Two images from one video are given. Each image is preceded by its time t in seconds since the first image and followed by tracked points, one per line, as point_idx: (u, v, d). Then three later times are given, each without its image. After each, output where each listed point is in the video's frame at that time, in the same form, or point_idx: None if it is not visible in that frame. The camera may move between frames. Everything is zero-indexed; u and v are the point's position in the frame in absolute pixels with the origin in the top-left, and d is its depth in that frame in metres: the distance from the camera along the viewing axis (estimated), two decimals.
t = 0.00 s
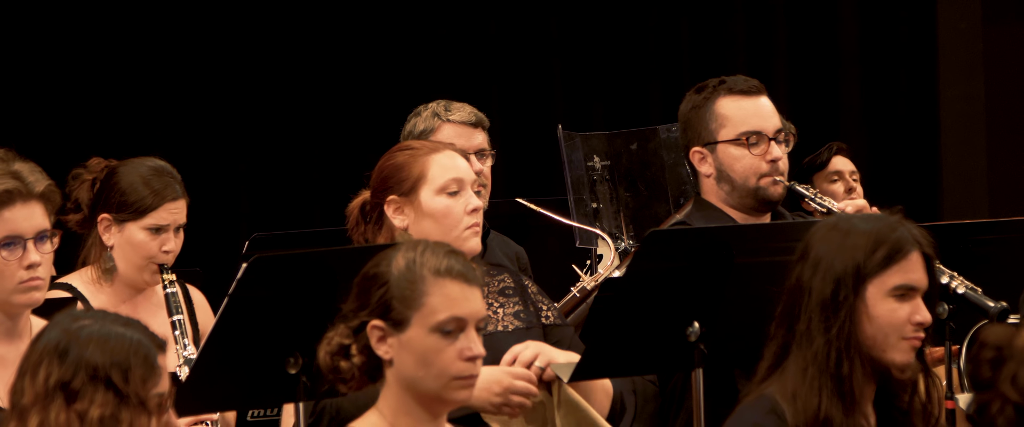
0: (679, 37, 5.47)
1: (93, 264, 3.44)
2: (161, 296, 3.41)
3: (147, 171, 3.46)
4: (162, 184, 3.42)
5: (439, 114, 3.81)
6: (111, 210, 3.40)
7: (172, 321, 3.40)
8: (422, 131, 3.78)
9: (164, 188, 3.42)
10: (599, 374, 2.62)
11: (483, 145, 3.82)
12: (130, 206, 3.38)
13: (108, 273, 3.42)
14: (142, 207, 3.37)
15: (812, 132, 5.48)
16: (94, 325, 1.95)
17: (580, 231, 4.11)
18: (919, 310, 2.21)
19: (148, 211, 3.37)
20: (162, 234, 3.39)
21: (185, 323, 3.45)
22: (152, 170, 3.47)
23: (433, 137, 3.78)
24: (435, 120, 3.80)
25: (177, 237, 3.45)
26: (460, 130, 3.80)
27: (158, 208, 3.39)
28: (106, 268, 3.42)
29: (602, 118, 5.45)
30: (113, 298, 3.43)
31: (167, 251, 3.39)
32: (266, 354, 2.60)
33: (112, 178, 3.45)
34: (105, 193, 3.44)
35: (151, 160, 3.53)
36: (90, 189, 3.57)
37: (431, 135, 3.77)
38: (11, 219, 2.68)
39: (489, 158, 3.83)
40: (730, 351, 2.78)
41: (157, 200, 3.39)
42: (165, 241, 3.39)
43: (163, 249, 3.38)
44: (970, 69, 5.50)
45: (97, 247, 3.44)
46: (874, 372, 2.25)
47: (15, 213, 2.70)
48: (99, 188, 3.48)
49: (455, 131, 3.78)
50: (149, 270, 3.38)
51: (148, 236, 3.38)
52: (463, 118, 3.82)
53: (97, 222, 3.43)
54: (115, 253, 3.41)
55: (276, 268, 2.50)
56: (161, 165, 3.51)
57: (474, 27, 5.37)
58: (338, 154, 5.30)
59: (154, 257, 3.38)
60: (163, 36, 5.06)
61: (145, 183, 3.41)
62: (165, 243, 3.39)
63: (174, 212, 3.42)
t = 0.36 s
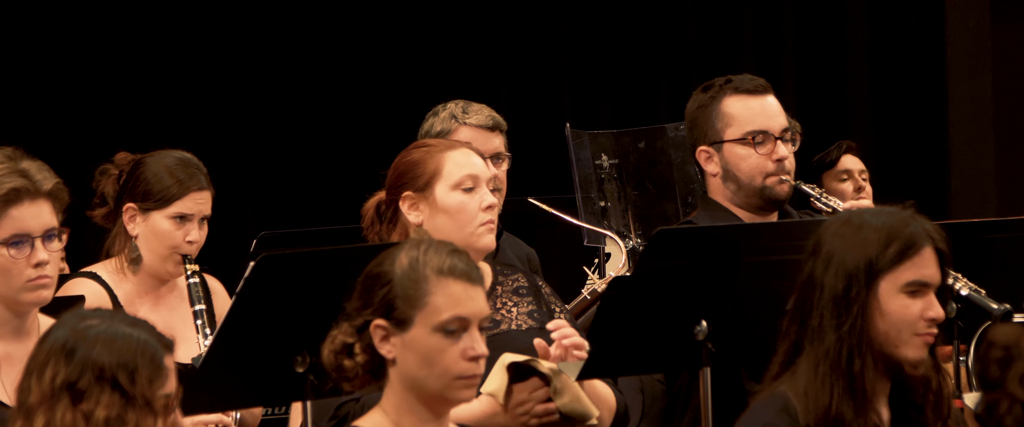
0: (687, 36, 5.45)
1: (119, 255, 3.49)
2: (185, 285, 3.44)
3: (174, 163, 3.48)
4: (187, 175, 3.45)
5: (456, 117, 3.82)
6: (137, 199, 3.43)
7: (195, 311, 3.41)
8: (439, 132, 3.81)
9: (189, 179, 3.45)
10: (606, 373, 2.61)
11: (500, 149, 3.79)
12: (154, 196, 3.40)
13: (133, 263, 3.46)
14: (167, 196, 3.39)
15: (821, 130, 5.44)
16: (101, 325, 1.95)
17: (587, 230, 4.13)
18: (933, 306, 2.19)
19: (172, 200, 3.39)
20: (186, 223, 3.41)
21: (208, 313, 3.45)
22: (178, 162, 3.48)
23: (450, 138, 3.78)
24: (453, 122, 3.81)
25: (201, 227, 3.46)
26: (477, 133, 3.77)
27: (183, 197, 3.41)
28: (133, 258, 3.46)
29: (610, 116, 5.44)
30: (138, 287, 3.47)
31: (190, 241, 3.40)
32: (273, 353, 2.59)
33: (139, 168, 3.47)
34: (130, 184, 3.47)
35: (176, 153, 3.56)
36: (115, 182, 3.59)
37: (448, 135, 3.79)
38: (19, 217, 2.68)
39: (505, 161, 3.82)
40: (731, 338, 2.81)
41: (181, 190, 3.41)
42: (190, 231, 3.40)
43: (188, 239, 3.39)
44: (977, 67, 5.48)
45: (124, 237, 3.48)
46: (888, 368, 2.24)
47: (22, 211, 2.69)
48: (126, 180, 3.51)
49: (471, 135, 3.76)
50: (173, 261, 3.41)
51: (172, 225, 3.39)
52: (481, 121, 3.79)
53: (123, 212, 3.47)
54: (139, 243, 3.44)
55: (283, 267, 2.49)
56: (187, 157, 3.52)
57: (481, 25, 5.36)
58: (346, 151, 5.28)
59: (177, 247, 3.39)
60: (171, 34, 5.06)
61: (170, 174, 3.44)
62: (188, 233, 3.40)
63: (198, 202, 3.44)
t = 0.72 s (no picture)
0: (695, 40, 5.45)
1: (134, 256, 3.43)
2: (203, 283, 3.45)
3: (183, 161, 3.43)
4: (198, 174, 3.40)
5: (483, 123, 3.78)
6: (150, 201, 3.37)
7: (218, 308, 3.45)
8: (464, 137, 3.77)
9: (200, 177, 3.40)
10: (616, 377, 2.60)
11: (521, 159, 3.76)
12: (167, 197, 3.35)
13: (149, 264, 3.41)
14: (181, 196, 3.34)
15: (830, 133, 5.46)
16: (107, 330, 1.95)
17: (597, 234, 4.18)
18: (976, 318, 2.16)
19: (187, 200, 3.34)
20: (202, 222, 3.36)
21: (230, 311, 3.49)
22: (187, 160, 3.44)
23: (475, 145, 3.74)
24: (479, 129, 3.76)
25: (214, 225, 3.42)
26: (501, 144, 3.74)
27: (198, 196, 3.36)
28: (149, 260, 3.40)
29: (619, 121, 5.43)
30: (153, 289, 3.43)
31: (207, 240, 3.36)
32: (281, 357, 2.59)
33: (147, 171, 3.41)
34: (140, 187, 3.41)
35: (183, 151, 3.50)
36: (122, 185, 3.51)
37: (473, 143, 3.75)
38: (29, 221, 2.68)
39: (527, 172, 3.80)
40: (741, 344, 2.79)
41: (195, 190, 3.37)
42: (206, 230, 3.36)
43: (205, 238, 3.34)
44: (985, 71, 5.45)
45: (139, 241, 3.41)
46: (926, 377, 2.21)
47: (33, 215, 2.70)
48: (133, 183, 3.45)
49: (495, 145, 3.74)
50: (190, 261, 3.35)
51: (188, 225, 3.34)
52: (507, 132, 3.77)
53: (135, 214, 3.40)
54: (154, 245, 3.38)
55: (292, 270, 2.48)
56: (195, 154, 3.47)
57: (489, 29, 5.36)
58: (355, 155, 5.29)
59: (194, 247, 3.34)
60: (179, 38, 5.06)
61: (181, 174, 3.38)
62: (205, 232, 3.36)
63: (213, 199, 3.40)
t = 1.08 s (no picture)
0: (688, 37, 5.45)
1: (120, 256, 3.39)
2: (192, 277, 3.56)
3: (159, 156, 3.41)
4: (178, 168, 3.39)
5: (474, 115, 3.78)
6: (132, 200, 3.34)
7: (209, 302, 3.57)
8: (453, 131, 3.76)
9: (180, 172, 3.38)
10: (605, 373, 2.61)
11: (510, 153, 3.78)
12: (149, 195, 3.32)
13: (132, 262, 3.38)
14: (163, 193, 3.33)
15: (822, 130, 5.47)
16: (99, 326, 1.93)
17: (587, 231, 4.17)
18: (993, 307, 2.18)
19: (169, 197, 3.33)
20: (185, 217, 3.37)
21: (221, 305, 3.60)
22: (164, 155, 3.42)
23: (465, 138, 3.74)
24: (469, 121, 3.77)
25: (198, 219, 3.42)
26: (491, 135, 3.76)
27: (179, 192, 3.35)
28: (133, 258, 3.38)
29: (611, 117, 5.44)
30: (141, 287, 3.42)
31: (192, 234, 3.36)
32: (272, 353, 2.59)
33: (124, 171, 3.38)
34: (120, 186, 3.38)
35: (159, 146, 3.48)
36: (99, 186, 3.52)
37: (462, 135, 3.75)
38: (26, 217, 2.68)
39: (515, 167, 3.81)
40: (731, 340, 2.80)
41: (176, 185, 3.35)
42: (192, 224, 3.36)
43: (191, 232, 3.35)
44: (977, 69, 5.45)
45: (123, 239, 3.38)
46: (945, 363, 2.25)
47: (30, 211, 2.70)
48: (112, 182, 3.42)
49: (487, 137, 3.75)
50: (177, 256, 3.36)
51: (173, 221, 3.34)
52: (498, 124, 3.78)
53: (118, 215, 3.37)
54: (140, 244, 3.36)
55: (283, 267, 2.49)
56: (171, 149, 3.45)
57: (483, 26, 5.36)
58: (347, 153, 5.29)
59: (181, 241, 3.35)
60: (173, 34, 5.07)
61: (160, 170, 3.36)
62: (190, 226, 3.36)
63: (194, 194, 3.40)
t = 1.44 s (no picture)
0: (686, 41, 5.47)
1: (105, 268, 3.37)
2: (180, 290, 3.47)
3: (147, 168, 3.39)
4: (167, 180, 3.37)
5: (461, 117, 3.79)
6: (119, 213, 3.32)
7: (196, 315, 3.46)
8: (442, 134, 3.78)
9: (169, 184, 3.37)
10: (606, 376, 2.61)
11: (500, 152, 3.78)
12: (139, 207, 3.31)
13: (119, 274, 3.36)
14: (152, 205, 3.31)
15: (821, 132, 5.48)
16: (103, 329, 1.93)
17: (587, 233, 4.17)
18: (989, 312, 2.20)
19: (158, 210, 3.32)
20: (174, 230, 3.34)
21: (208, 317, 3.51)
22: (152, 167, 3.41)
23: (454, 140, 3.76)
24: (457, 123, 3.78)
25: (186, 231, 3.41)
26: (481, 136, 3.77)
27: (167, 206, 3.34)
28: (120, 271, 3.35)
29: (610, 120, 5.45)
30: (129, 299, 3.39)
31: (180, 247, 3.35)
32: (273, 356, 2.59)
33: (112, 182, 3.36)
34: (108, 198, 3.36)
35: (146, 158, 3.47)
36: (87, 195, 3.43)
37: (451, 138, 3.76)
38: (34, 218, 2.69)
39: (504, 165, 3.81)
40: (731, 342, 2.80)
41: (164, 198, 3.34)
42: (179, 237, 3.34)
43: (179, 245, 3.33)
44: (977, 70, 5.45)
45: (109, 252, 3.36)
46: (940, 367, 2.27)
47: (38, 213, 2.71)
48: (101, 194, 3.39)
49: (474, 137, 3.75)
50: (165, 268, 3.34)
51: (161, 234, 3.32)
52: (485, 124, 3.78)
53: (106, 227, 3.35)
54: (127, 255, 3.34)
55: (283, 270, 2.49)
56: (160, 161, 3.44)
57: (482, 29, 5.37)
58: (346, 156, 5.30)
59: (169, 254, 3.33)
60: (171, 38, 5.07)
61: (150, 182, 3.34)
62: (178, 239, 3.34)
63: (182, 207, 3.38)
